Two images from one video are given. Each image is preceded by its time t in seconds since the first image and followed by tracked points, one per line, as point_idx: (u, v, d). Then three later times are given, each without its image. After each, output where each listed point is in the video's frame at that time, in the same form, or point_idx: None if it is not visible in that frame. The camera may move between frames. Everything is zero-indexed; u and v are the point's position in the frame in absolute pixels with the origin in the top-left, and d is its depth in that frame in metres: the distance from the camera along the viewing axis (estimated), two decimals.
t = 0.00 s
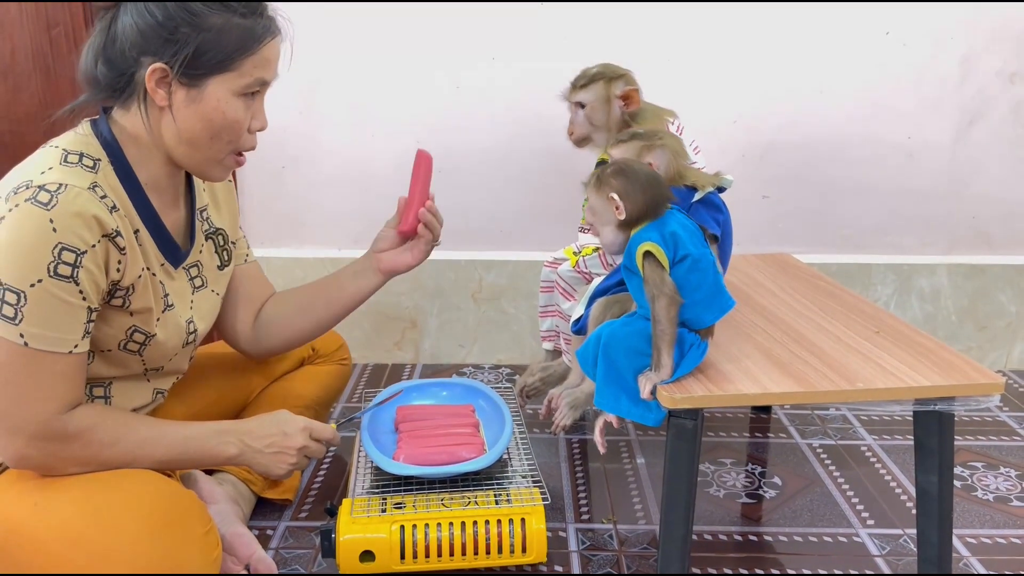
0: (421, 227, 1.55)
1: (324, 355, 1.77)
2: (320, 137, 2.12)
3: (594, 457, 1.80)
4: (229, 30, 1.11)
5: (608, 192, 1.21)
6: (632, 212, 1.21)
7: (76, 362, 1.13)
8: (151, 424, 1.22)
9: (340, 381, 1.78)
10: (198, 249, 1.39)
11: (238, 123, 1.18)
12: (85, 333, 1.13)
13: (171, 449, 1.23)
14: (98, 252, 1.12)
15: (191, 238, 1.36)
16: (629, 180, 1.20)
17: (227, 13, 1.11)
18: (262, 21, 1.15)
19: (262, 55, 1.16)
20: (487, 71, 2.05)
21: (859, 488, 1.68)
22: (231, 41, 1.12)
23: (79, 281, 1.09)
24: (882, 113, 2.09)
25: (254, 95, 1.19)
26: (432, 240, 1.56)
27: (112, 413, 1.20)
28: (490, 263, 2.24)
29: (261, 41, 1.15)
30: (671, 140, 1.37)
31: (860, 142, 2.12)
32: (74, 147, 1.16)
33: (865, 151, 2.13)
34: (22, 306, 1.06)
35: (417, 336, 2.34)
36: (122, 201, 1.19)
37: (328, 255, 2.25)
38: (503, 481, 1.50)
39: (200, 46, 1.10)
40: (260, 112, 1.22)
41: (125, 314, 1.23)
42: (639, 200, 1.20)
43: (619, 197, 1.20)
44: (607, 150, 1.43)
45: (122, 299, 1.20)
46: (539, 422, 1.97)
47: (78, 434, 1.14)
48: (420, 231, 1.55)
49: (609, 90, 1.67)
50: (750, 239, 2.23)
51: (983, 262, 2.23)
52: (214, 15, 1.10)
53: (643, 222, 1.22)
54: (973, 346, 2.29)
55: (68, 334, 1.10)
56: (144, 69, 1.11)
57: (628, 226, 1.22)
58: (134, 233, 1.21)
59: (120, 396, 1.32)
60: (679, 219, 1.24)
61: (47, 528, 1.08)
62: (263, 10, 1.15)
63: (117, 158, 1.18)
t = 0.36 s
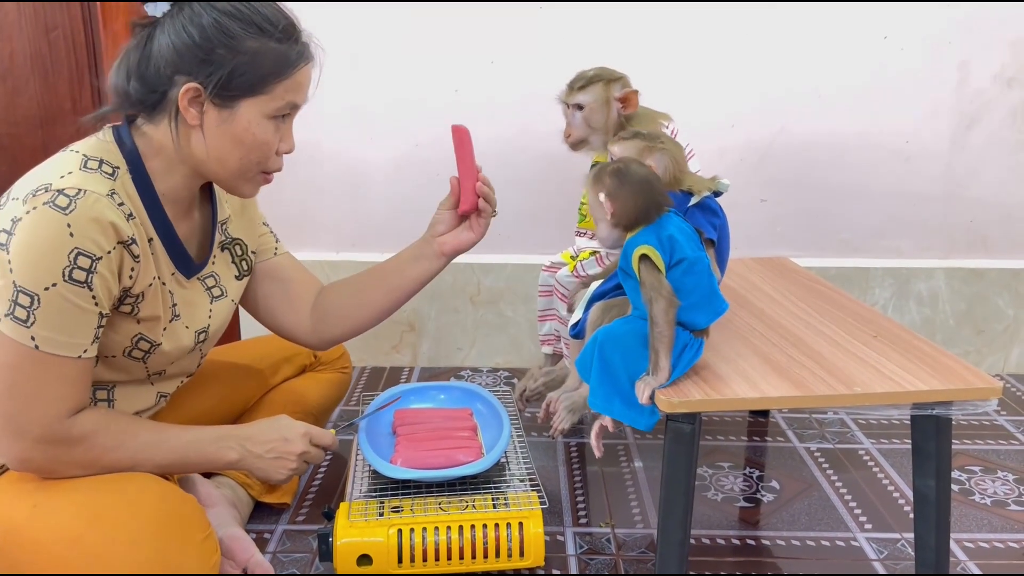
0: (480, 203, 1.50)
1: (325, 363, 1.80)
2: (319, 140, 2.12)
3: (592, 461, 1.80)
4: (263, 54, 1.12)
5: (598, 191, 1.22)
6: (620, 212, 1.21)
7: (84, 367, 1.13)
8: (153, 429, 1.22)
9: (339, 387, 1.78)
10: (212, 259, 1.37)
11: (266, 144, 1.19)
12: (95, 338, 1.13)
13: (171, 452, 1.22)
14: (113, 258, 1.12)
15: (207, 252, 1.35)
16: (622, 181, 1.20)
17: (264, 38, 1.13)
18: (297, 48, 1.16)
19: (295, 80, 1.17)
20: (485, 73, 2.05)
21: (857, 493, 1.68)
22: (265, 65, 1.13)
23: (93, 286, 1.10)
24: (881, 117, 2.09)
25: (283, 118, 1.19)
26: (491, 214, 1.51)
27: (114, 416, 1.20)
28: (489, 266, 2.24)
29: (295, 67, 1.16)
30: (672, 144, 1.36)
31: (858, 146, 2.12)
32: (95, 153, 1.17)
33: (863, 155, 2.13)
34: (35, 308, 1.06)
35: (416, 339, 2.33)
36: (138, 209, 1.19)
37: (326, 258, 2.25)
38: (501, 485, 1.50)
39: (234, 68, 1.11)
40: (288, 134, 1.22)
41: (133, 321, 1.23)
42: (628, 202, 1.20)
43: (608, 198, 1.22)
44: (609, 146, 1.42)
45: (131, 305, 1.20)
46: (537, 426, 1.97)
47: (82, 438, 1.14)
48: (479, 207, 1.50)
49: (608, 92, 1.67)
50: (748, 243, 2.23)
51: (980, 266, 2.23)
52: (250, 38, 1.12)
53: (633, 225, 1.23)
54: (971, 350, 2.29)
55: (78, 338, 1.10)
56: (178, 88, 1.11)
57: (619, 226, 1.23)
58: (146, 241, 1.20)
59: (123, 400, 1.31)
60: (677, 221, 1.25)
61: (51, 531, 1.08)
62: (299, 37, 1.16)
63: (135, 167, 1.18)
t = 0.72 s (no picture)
0: (487, 216, 1.50)
1: (323, 368, 1.80)
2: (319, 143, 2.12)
3: (591, 464, 1.80)
4: (287, 75, 1.12)
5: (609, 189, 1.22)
6: (630, 208, 1.21)
7: (88, 371, 1.13)
8: (154, 433, 1.22)
9: (339, 391, 1.78)
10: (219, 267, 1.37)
11: (283, 162, 1.19)
12: (101, 343, 1.13)
13: (172, 456, 1.22)
14: (121, 264, 1.12)
15: (213, 265, 1.34)
16: (630, 177, 1.20)
17: (287, 58, 1.13)
18: (320, 70, 1.17)
19: (316, 101, 1.17)
20: (484, 76, 2.05)
21: (856, 496, 1.68)
22: (287, 86, 1.13)
23: (101, 291, 1.10)
24: (880, 121, 2.09)
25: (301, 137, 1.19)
26: (497, 229, 1.52)
27: (114, 419, 1.19)
28: (488, 269, 2.24)
29: (317, 89, 1.16)
30: (667, 146, 1.35)
31: (856, 150, 2.12)
32: (107, 158, 1.17)
33: (862, 158, 2.13)
34: (42, 312, 1.06)
35: (415, 342, 2.33)
36: (148, 216, 1.18)
37: (325, 261, 2.25)
38: (499, 488, 1.50)
39: (257, 87, 1.11)
40: (304, 153, 1.22)
41: (139, 327, 1.23)
42: (637, 198, 1.20)
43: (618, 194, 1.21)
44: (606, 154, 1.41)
45: (137, 311, 1.20)
46: (536, 429, 1.97)
47: (85, 441, 1.14)
48: (486, 220, 1.51)
49: (593, 95, 1.67)
50: (747, 245, 2.23)
51: (979, 269, 2.23)
52: (274, 58, 1.12)
53: (642, 224, 1.22)
54: (969, 353, 2.30)
55: (84, 343, 1.10)
56: (199, 101, 1.11)
57: (630, 225, 1.23)
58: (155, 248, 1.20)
59: (125, 403, 1.31)
60: (683, 224, 1.25)
61: (53, 534, 1.08)
62: (322, 59, 1.17)
63: (148, 176, 1.18)
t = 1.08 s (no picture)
0: (485, 229, 1.50)
1: (321, 371, 1.80)
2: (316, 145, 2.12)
3: (588, 467, 1.79)
4: (285, 80, 1.12)
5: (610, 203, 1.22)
6: (630, 222, 1.20)
7: (84, 375, 1.12)
8: (151, 437, 1.22)
9: (336, 394, 1.78)
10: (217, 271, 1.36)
11: (280, 167, 1.18)
12: (96, 347, 1.12)
13: (168, 461, 1.22)
14: (117, 267, 1.11)
15: (211, 268, 1.34)
16: (631, 190, 1.19)
17: (286, 62, 1.13)
18: (318, 75, 1.16)
19: (314, 105, 1.17)
20: (482, 79, 2.05)
21: (854, 500, 1.67)
22: (286, 90, 1.13)
23: (96, 295, 1.09)
24: (878, 124, 2.09)
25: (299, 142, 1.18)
26: (495, 240, 1.52)
27: (110, 423, 1.19)
28: (486, 272, 2.23)
29: (316, 93, 1.16)
30: (653, 137, 1.39)
31: (855, 153, 2.12)
32: (104, 161, 1.16)
33: (860, 161, 2.13)
34: (37, 316, 1.06)
35: (413, 344, 2.33)
36: (145, 220, 1.18)
37: (324, 264, 2.24)
38: (497, 492, 1.49)
39: (255, 91, 1.11)
40: (302, 158, 1.21)
41: (136, 331, 1.22)
42: (640, 211, 1.19)
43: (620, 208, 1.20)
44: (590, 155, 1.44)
45: (134, 315, 1.20)
46: (534, 432, 1.97)
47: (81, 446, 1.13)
48: (484, 232, 1.51)
49: (576, 103, 1.64)
50: (745, 248, 2.23)
51: (978, 273, 2.23)
52: (273, 62, 1.12)
53: (643, 237, 1.20)
54: (968, 356, 2.29)
55: (79, 347, 1.10)
56: (197, 105, 1.10)
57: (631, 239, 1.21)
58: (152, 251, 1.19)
59: (122, 408, 1.31)
60: (685, 236, 1.23)
61: (49, 538, 1.08)
62: (321, 64, 1.16)
63: (145, 180, 1.18)
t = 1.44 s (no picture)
0: (484, 234, 1.49)
1: (318, 373, 1.79)
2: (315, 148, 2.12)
3: (587, 469, 1.79)
4: (284, 82, 1.12)
5: (622, 217, 1.18)
6: (648, 232, 1.18)
7: (82, 378, 1.12)
8: (149, 439, 1.21)
9: (334, 397, 1.77)
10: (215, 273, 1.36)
11: (278, 170, 1.18)
12: (94, 349, 1.12)
13: (165, 464, 1.21)
14: (114, 270, 1.11)
15: (208, 270, 1.34)
16: (643, 201, 1.17)
17: (285, 66, 1.13)
18: (317, 77, 1.16)
19: (312, 109, 1.17)
20: (481, 81, 2.05)
21: (852, 502, 1.67)
22: (285, 92, 1.13)
23: (94, 298, 1.09)
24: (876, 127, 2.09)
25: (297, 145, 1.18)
26: (493, 245, 1.51)
27: (108, 426, 1.19)
28: (485, 274, 2.23)
29: (315, 96, 1.16)
30: (634, 153, 1.36)
31: (853, 155, 2.12)
32: (101, 163, 1.16)
33: (859, 164, 2.13)
34: (34, 319, 1.05)
35: (411, 346, 2.33)
36: (143, 222, 1.18)
37: (322, 266, 2.24)
38: (495, 494, 1.49)
39: (254, 93, 1.11)
40: (300, 161, 1.21)
41: (133, 333, 1.22)
42: (654, 219, 1.17)
43: (634, 219, 1.17)
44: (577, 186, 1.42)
45: (131, 318, 1.20)
46: (532, 434, 1.96)
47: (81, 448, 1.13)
48: (482, 238, 1.50)
49: (563, 122, 1.60)
50: (743, 251, 2.23)
51: (976, 275, 2.23)
52: (271, 65, 1.12)
53: (660, 244, 1.19)
54: (966, 359, 2.29)
55: (77, 349, 1.09)
56: (195, 107, 1.10)
57: (648, 247, 1.19)
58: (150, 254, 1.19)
59: (120, 411, 1.31)
60: (697, 240, 1.22)
61: (46, 541, 1.08)
62: (320, 67, 1.16)
63: (142, 182, 1.18)
